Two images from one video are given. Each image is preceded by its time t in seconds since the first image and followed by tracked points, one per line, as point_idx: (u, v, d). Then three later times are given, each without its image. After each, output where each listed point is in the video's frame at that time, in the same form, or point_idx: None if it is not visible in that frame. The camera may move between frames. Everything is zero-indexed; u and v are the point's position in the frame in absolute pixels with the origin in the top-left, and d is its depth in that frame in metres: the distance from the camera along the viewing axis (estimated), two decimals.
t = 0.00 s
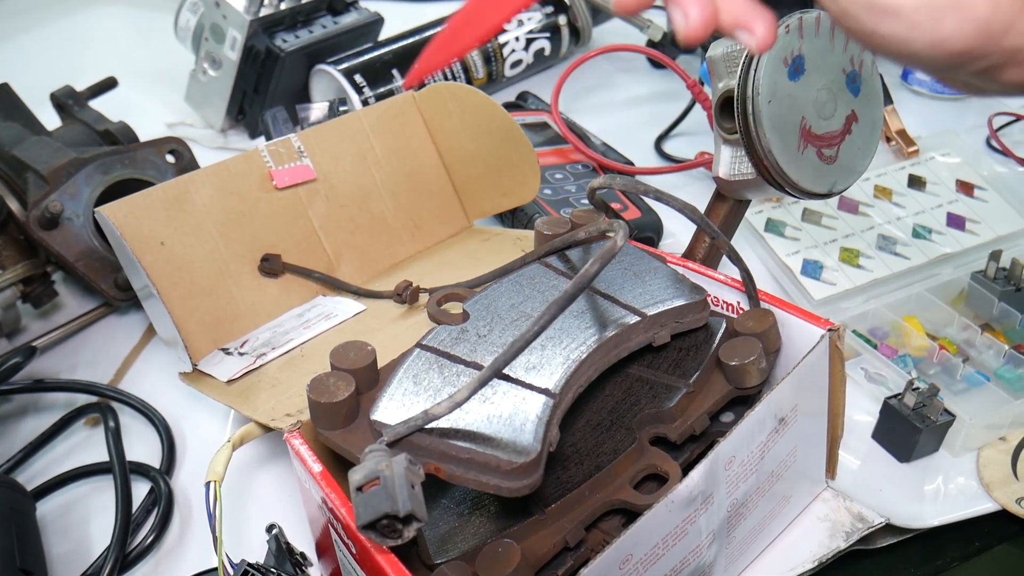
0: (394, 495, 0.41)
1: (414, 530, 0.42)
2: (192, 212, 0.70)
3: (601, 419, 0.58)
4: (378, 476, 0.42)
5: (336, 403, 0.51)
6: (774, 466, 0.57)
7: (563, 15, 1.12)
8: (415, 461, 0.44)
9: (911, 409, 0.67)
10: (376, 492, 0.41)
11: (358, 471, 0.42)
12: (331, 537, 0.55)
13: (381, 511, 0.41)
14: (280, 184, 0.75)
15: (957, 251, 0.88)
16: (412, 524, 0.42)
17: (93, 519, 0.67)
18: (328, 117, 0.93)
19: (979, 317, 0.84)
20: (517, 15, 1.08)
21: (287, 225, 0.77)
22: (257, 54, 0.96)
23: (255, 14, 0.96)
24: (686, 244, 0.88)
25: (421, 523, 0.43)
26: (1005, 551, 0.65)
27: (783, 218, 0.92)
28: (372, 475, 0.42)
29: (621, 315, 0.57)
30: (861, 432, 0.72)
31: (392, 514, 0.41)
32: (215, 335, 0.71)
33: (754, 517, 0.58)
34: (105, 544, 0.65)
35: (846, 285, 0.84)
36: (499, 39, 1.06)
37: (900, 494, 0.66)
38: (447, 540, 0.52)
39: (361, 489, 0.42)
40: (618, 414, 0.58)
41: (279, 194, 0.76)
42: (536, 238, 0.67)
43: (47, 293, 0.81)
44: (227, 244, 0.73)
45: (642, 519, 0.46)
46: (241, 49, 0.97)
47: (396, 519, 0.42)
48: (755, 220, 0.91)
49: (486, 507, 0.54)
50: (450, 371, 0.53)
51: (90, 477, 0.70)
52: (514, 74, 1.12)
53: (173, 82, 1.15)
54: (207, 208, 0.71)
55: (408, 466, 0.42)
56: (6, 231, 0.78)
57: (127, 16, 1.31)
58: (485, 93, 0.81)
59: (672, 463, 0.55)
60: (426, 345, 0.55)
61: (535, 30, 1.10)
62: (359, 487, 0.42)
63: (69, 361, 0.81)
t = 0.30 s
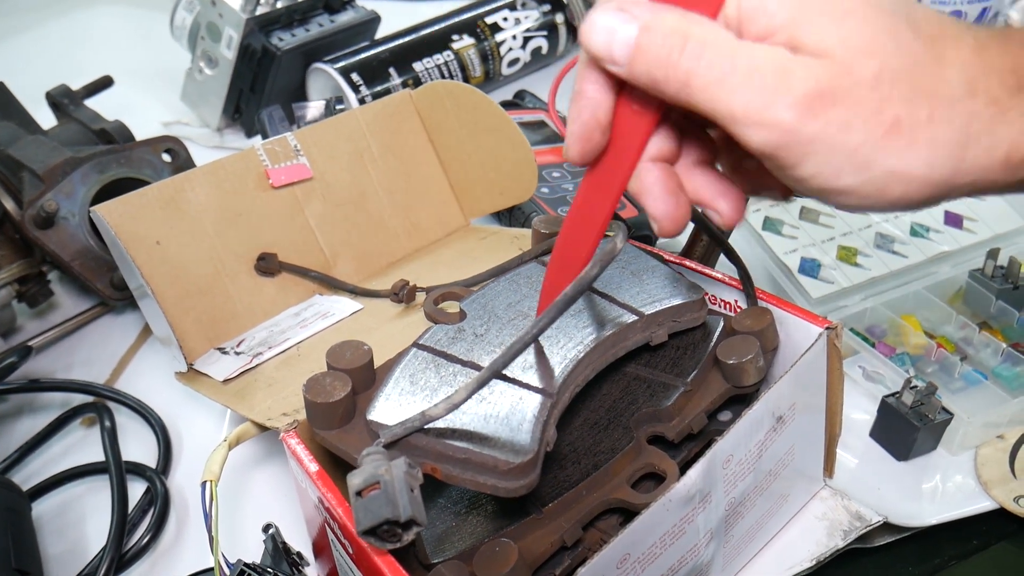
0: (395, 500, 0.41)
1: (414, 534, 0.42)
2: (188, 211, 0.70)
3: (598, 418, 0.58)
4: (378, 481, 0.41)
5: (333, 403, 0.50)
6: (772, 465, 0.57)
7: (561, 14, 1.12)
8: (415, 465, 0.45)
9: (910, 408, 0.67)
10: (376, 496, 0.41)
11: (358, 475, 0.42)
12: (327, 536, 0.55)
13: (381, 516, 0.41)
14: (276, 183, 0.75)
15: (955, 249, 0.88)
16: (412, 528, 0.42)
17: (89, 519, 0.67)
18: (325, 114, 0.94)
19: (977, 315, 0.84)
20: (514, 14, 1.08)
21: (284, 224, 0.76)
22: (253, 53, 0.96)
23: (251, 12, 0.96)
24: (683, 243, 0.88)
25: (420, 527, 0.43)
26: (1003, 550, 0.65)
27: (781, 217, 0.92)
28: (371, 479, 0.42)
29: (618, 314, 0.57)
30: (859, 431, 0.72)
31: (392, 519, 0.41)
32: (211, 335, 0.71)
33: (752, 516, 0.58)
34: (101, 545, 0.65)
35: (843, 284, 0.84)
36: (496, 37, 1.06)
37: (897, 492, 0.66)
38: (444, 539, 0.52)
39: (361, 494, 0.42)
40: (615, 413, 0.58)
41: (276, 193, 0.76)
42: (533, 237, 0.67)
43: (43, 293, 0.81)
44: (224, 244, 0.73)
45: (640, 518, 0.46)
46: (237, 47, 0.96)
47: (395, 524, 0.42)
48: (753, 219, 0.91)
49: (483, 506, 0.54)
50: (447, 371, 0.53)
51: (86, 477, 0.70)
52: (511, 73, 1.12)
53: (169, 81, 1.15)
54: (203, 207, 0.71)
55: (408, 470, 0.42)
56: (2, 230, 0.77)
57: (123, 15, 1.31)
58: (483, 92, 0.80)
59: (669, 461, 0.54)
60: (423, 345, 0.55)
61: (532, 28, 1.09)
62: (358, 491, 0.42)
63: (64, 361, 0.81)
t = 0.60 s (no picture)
0: (388, 496, 0.41)
1: (408, 532, 0.42)
2: (185, 211, 0.70)
3: (595, 418, 0.58)
4: (372, 478, 0.42)
5: (330, 403, 0.50)
6: (769, 465, 0.57)
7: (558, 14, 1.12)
8: (409, 462, 0.46)
9: (906, 408, 0.67)
10: (369, 493, 0.41)
11: (352, 473, 0.42)
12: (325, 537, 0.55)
13: (375, 512, 0.41)
14: (274, 183, 0.75)
15: (952, 250, 0.88)
16: (406, 525, 0.42)
17: (86, 519, 0.67)
18: (323, 115, 0.93)
19: (975, 316, 0.84)
20: (513, 14, 1.08)
21: (281, 224, 0.76)
22: (251, 53, 0.96)
23: (249, 12, 0.95)
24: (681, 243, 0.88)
25: (415, 524, 0.42)
26: (1000, 550, 0.65)
27: (778, 217, 0.92)
28: (365, 477, 0.42)
29: (616, 315, 0.57)
30: (856, 431, 0.72)
31: (385, 515, 0.41)
32: (208, 335, 0.71)
33: (750, 516, 0.58)
34: (99, 544, 0.65)
35: (841, 284, 0.84)
36: (494, 37, 1.06)
37: (894, 493, 0.67)
38: (442, 540, 0.52)
39: (355, 491, 0.42)
40: (612, 414, 0.58)
41: (273, 194, 0.76)
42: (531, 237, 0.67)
43: (40, 292, 0.81)
44: (222, 244, 0.73)
45: (638, 517, 0.46)
46: (236, 47, 0.96)
47: (389, 521, 0.42)
48: (750, 219, 0.91)
49: (480, 507, 0.54)
50: (445, 371, 0.53)
51: (83, 477, 0.70)
52: (509, 73, 1.12)
53: (166, 81, 1.15)
54: (200, 207, 0.71)
55: (402, 467, 0.42)
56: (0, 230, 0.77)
57: (121, 14, 1.30)
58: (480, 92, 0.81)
59: (666, 462, 0.55)
60: (420, 345, 0.55)
61: (530, 28, 1.09)
62: (352, 489, 0.42)
63: (62, 361, 0.81)
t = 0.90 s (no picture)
0: (388, 497, 0.41)
1: (408, 532, 0.42)
2: (184, 212, 0.70)
3: (595, 418, 0.58)
4: (372, 479, 0.41)
5: (329, 403, 0.50)
6: (769, 464, 0.57)
7: (557, 13, 1.12)
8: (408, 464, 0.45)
9: (905, 407, 0.67)
10: (370, 494, 0.41)
11: (352, 474, 0.42)
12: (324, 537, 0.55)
13: (375, 514, 0.41)
14: (273, 183, 0.75)
15: (951, 249, 0.88)
16: (407, 526, 0.42)
17: (86, 519, 0.67)
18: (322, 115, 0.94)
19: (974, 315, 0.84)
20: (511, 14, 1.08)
21: (280, 225, 0.76)
22: (249, 54, 0.96)
23: (248, 12, 0.95)
24: (680, 243, 0.88)
25: (416, 524, 0.42)
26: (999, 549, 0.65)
27: (778, 217, 0.92)
28: (364, 478, 0.42)
29: (615, 315, 0.57)
30: (856, 431, 0.72)
31: (385, 515, 0.41)
32: (208, 335, 0.71)
33: (749, 516, 0.58)
34: (98, 545, 0.65)
35: (840, 283, 0.84)
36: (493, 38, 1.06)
37: (894, 492, 0.66)
38: (441, 540, 0.52)
39: (355, 492, 0.42)
40: (611, 413, 0.58)
41: (272, 194, 0.76)
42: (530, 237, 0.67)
43: (40, 294, 0.81)
44: (221, 244, 0.73)
45: (637, 516, 0.46)
46: (234, 48, 0.97)
47: (389, 522, 0.41)
48: (749, 218, 0.91)
49: (479, 507, 0.54)
50: (444, 371, 0.53)
51: (83, 478, 0.70)
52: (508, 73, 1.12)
53: (165, 82, 1.15)
54: (200, 208, 0.71)
55: (402, 467, 0.42)
56: None
57: (119, 15, 1.30)
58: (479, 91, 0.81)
59: (665, 462, 0.55)
60: (419, 345, 0.55)
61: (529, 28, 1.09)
62: (352, 489, 0.42)
63: (62, 362, 0.81)
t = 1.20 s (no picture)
0: (400, 501, 0.41)
1: (421, 536, 0.42)
2: (194, 215, 0.70)
3: (604, 418, 0.58)
4: (384, 483, 0.42)
5: (339, 405, 0.51)
6: (779, 464, 0.57)
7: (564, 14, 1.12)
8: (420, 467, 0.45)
9: (916, 405, 0.67)
10: (382, 498, 0.41)
11: (365, 478, 0.42)
12: (335, 538, 0.55)
13: (388, 518, 0.41)
14: (281, 186, 0.75)
15: (962, 247, 0.87)
16: (418, 529, 0.42)
17: (99, 521, 0.68)
18: (330, 117, 0.94)
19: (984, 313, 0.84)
20: (518, 14, 1.08)
21: (290, 227, 0.77)
22: (258, 57, 0.96)
23: (256, 15, 0.96)
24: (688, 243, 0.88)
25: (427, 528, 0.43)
26: (1011, 548, 0.65)
27: (786, 215, 0.91)
28: (377, 482, 0.42)
29: (624, 315, 0.57)
30: (866, 430, 0.71)
31: (399, 519, 0.41)
32: (219, 337, 0.72)
33: (760, 515, 0.58)
34: (111, 546, 0.65)
35: (849, 281, 0.84)
36: (500, 38, 1.07)
37: (905, 491, 0.66)
38: (452, 540, 0.52)
39: (368, 496, 0.42)
40: (621, 413, 0.58)
41: (282, 197, 0.76)
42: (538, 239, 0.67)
43: (52, 297, 0.82)
44: (231, 247, 0.73)
45: (646, 517, 0.46)
46: (243, 51, 0.97)
47: (402, 525, 0.42)
48: (758, 217, 0.91)
49: (490, 507, 0.54)
50: (454, 373, 0.53)
51: (96, 480, 0.70)
52: (515, 73, 1.12)
53: (175, 86, 1.16)
54: (210, 211, 0.72)
55: (414, 471, 0.42)
56: (12, 235, 0.78)
57: (129, 19, 1.31)
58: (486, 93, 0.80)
59: (675, 461, 0.54)
60: (429, 346, 0.55)
61: (536, 29, 1.10)
62: (365, 493, 0.42)
63: (74, 364, 0.81)
